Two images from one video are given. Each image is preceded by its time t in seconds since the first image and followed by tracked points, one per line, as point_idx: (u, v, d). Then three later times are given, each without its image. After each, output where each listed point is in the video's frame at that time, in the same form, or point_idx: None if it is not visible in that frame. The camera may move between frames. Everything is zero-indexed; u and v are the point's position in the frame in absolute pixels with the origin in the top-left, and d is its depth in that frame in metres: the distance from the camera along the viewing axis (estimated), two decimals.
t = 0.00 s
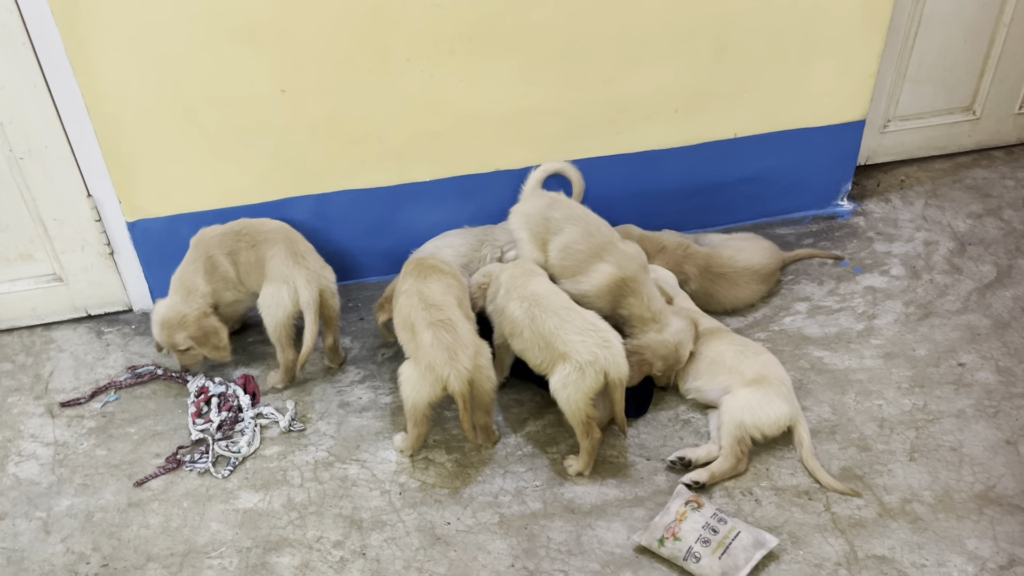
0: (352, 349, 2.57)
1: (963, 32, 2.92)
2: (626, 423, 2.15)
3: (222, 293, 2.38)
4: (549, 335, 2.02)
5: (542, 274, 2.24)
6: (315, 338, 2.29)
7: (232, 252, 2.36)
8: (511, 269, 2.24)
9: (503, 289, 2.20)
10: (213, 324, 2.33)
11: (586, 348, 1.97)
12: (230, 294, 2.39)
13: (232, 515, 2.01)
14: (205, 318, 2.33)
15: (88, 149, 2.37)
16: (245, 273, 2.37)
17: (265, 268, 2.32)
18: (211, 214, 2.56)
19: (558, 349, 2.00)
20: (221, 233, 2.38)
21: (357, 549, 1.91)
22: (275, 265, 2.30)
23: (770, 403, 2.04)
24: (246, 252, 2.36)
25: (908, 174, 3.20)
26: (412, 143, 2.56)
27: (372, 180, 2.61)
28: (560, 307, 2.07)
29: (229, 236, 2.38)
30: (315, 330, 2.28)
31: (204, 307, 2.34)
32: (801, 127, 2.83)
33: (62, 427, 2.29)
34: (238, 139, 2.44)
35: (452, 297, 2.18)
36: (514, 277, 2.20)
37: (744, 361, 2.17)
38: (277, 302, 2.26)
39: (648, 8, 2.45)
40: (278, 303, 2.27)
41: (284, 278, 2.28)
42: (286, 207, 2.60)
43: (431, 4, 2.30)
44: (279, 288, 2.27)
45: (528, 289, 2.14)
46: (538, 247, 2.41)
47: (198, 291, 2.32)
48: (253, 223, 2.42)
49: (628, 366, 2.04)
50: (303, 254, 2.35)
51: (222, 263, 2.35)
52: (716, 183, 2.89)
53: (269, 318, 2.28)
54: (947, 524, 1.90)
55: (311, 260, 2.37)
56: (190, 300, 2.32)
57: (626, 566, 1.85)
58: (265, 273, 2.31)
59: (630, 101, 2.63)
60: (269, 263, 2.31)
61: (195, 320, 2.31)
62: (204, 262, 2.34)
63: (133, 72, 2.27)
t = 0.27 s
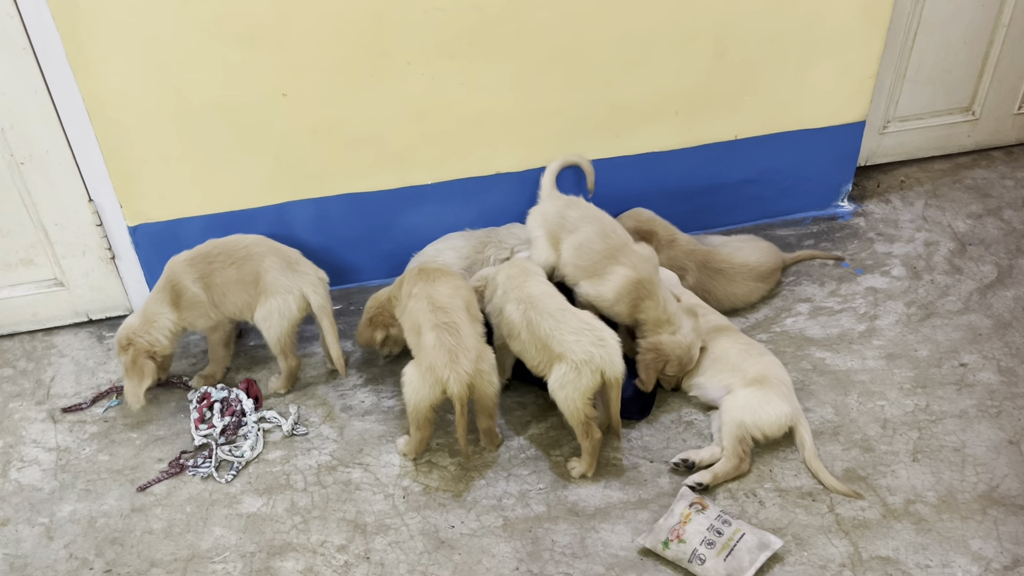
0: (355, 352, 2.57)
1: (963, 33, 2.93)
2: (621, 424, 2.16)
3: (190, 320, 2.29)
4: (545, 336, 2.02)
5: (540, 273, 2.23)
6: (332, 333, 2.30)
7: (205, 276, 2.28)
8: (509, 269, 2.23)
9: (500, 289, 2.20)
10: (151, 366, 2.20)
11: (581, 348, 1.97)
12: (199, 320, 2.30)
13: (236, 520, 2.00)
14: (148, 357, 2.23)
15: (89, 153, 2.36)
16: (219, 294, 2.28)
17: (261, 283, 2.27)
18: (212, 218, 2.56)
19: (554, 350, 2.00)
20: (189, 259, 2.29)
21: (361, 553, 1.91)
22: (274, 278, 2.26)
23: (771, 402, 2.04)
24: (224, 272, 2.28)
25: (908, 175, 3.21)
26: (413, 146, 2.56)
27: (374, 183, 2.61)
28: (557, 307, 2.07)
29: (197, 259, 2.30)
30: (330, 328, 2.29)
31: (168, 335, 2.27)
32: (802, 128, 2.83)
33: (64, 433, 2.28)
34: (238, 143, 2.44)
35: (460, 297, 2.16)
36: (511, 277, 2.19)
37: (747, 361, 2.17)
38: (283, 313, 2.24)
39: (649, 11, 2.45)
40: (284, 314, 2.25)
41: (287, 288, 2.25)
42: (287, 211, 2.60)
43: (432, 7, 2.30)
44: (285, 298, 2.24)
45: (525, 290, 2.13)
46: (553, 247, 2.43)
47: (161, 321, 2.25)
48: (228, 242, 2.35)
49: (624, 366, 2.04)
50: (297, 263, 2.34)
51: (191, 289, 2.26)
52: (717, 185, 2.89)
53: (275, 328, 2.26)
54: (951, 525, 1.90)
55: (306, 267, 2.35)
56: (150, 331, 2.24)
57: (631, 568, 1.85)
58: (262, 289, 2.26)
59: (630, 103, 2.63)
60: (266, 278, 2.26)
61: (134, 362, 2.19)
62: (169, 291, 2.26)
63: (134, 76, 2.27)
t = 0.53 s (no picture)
0: (356, 356, 2.56)
1: (961, 35, 2.94)
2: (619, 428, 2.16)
3: (172, 332, 2.27)
4: (542, 338, 2.02)
5: (536, 274, 2.23)
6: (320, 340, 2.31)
7: (185, 291, 2.24)
8: (504, 272, 2.22)
9: (498, 292, 2.20)
10: (128, 377, 2.18)
11: (576, 349, 1.98)
12: (181, 333, 2.27)
13: (238, 525, 2.00)
14: (125, 367, 2.20)
15: (89, 159, 2.36)
16: (201, 310, 2.23)
17: (251, 297, 2.23)
18: (212, 222, 2.56)
19: (551, 352, 2.01)
20: (170, 275, 2.25)
21: (364, 558, 1.90)
22: (266, 289, 2.23)
23: (773, 405, 2.04)
24: (208, 288, 2.23)
25: (907, 176, 3.22)
26: (413, 150, 2.56)
27: (374, 186, 2.61)
28: (554, 310, 2.07)
29: (179, 272, 2.26)
30: (319, 335, 2.29)
31: (147, 345, 2.24)
32: (801, 130, 2.84)
33: (65, 438, 2.28)
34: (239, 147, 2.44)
35: (467, 301, 2.15)
36: (508, 280, 2.19)
37: (749, 363, 2.17)
38: (279, 322, 2.24)
39: (648, 14, 2.46)
40: (279, 323, 2.24)
41: (282, 299, 2.23)
42: (287, 215, 2.60)
43: (432, 11, 2.31)
44: (281, 309, 2.23)
45: (522, 293, 2.13)
46: (554, 244, 2.50)
47: (140, 332, 2.22)
48: (211, 257, 2.31)
49: (620, 368, 2.04)
50: (287, 272, 2.31)
51: (173, 304, 2.22)
52: (717, 187, 2.89)
53: (270, 338, 2.26)
54: (953, 526, 1.90)
55: (295, 275, 2.32)
56: (128, 342, 2.21)
57: (634, 571, 1.85)
58: (254, 302, 2.23)
59: (630, 106, 2.64)
60: (257, 292, 2.23)
61: (111, 373, 2.17)
62: (151, 304, 2.24)
63: (134, 81, 2.27)
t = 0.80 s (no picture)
0: (356, 360, 2.56)
1: (958, 39, 2.95)
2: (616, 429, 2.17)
3: (165, 334, 2.26)
4: (539, 335, 2.03)
5: (533, 273, 2.23)
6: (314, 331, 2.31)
7: (178, 288, 2.24)
8: (500, 273, 2.22)
9: (496, 292, 2.20)
10: (122, 386, 2.17)
11: (572, 349, 1.98)
12: (174, 335, 2.26)
13: (239, 530, 2.00)
14: (118, 375, 2.19)
15: (89, 163, 2.36)
16: (194, 305, 2.24)
17: (243, 287, 2.26)
18: (212, 226, 2.56)
19: (548, 351, 2.02)
20: (161, 274, 2.26)
21: (365, 562, 1.90)
22: (258, 279, 2.26)
23: (772, 409, 2.04)
24: (200, 280, 2.25)
25: (905, 179, 3.23)
26: (413, 154, 2.57)
27: (375, 190, 2.61)
28: (553, 308, 2.07)
29: (170, 272, 2.27)
30: (313, 324, 2.31)
31: (139, 351, 2.23)
32: (800, 133, 2.85)
33: (66, 443, 2.27)
34: (238, 151, 2.44)
35: (469, 306, 2.16)
36: (504, 280, 2.19)
37: (748, 366, 2.18)
38: (271, 312, 2.25)
39: (648, 18, 2.47)
40: (272, 312, 2.25)
41: (272, 289, 2.26)
42: (288, 219, 2.60)
43: (433, 15, 2.31)
44: (272, 299, 2.25)
45: (521, 292, 2.13)
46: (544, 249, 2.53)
47: (131, 338, 2.21)
48: (202, 254, 2.32)
49: (616, 368, 2.04)
50: (277, 263, 2.34)
51: (165, 303, 2.22)
52: (716, 190, 2.90)
53: (264, 329, 2.27)
54: (953, 528, 1.91)
55: (284, 267, 2.34)
56: (118, 348, 2.20)
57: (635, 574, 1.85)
58: (245, 292, 2.25)
59: (630, 110, 2.64)
60: (248, 281, 2.25)
61: (104, 382, 2.16)
62: (143, 307, 2.23)
63: (134, 85, 2.27)
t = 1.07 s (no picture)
0: (355, 363, 2.57)
1: (954, 42, 2.97)
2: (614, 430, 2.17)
3: (159, 334, 2.26)
4: (537, 337, 2.04)
5: (528, 275, 2.23)
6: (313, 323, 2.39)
7: (172, 288, 2.24)
8: (498, 276, 2.23)
9: (494, 295, 2.20)
10: (122, 383, 2.20)
11: (571, 352, 1.99)
12: (168, 335, 2.27)
13: (238, 532, 2.00)
14: (116, 373, 2.21)
15: (89, 167, 2.37)
16: (188, 302, 2.24)
17: (238, 282, 2.28)
18: (211, 230, 2.57)
19: (547, 353, 2.02)
20: (153, 274, 2.26)
21: (364, 564, 1.91)
22: (253, 274, 2.28)
23: (762, 409, 2.06)
24: (194, 277, 2.26)
25: (902, 182, 3.24)
26: (412, 157, 2.58)
27: (374, 194, 2.62)
28: (552, 311, 2.07)
29: (162, 271, 2.27)
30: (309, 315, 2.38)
31: (134, 350, 2.24)
32: (797, 136, 2.86)
33: (65, 446, 2.28)
34: (238, 155, 2.45)
35: (467, 310, 2.16)
36: (503, 283, 2.19)
37: (741, 367, 2.19)
38: (268, 306, 2.27)
39: (646, 22, 2.48)
40: (269, 307, 2.27)
41: (269, 283, 2.28)
42: (287, 222, 2.61)
43: (432, 19, 2.32)
44: (269, 293, 2.27)
45: (520, 295, 2.13)
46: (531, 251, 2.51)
47: (124, 338, 2.22)
48: (193, 250, 2.33)
49: (615, 372, 2.04)
50: (271, 259, 2.37)
51: (157, 303, 2.22)
52: (714, 193, 2.91)
53: (262, 323, 2.28)
54: (951, 530, 1.91)
55: (278, 262, 2.37)
56: (113, 349, 2.21)
57: None
58: (241, 287, 2.27)
59: (628, 113, 2.65)
60: (243, 276, 2.27)
61: (102, 382, 2.18)
62: (136, 308, 2.23)
63: (133, 89, 2.28)
